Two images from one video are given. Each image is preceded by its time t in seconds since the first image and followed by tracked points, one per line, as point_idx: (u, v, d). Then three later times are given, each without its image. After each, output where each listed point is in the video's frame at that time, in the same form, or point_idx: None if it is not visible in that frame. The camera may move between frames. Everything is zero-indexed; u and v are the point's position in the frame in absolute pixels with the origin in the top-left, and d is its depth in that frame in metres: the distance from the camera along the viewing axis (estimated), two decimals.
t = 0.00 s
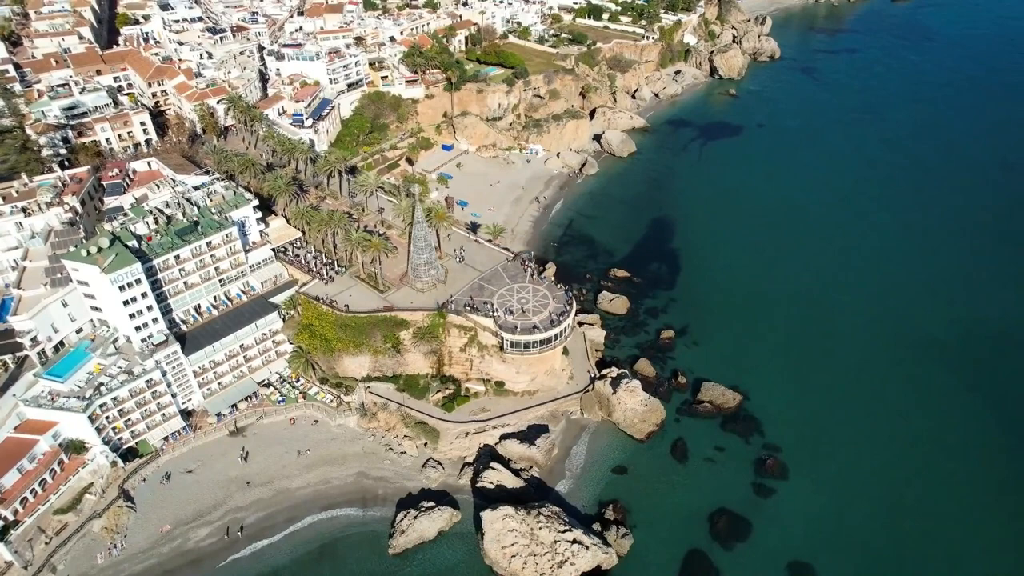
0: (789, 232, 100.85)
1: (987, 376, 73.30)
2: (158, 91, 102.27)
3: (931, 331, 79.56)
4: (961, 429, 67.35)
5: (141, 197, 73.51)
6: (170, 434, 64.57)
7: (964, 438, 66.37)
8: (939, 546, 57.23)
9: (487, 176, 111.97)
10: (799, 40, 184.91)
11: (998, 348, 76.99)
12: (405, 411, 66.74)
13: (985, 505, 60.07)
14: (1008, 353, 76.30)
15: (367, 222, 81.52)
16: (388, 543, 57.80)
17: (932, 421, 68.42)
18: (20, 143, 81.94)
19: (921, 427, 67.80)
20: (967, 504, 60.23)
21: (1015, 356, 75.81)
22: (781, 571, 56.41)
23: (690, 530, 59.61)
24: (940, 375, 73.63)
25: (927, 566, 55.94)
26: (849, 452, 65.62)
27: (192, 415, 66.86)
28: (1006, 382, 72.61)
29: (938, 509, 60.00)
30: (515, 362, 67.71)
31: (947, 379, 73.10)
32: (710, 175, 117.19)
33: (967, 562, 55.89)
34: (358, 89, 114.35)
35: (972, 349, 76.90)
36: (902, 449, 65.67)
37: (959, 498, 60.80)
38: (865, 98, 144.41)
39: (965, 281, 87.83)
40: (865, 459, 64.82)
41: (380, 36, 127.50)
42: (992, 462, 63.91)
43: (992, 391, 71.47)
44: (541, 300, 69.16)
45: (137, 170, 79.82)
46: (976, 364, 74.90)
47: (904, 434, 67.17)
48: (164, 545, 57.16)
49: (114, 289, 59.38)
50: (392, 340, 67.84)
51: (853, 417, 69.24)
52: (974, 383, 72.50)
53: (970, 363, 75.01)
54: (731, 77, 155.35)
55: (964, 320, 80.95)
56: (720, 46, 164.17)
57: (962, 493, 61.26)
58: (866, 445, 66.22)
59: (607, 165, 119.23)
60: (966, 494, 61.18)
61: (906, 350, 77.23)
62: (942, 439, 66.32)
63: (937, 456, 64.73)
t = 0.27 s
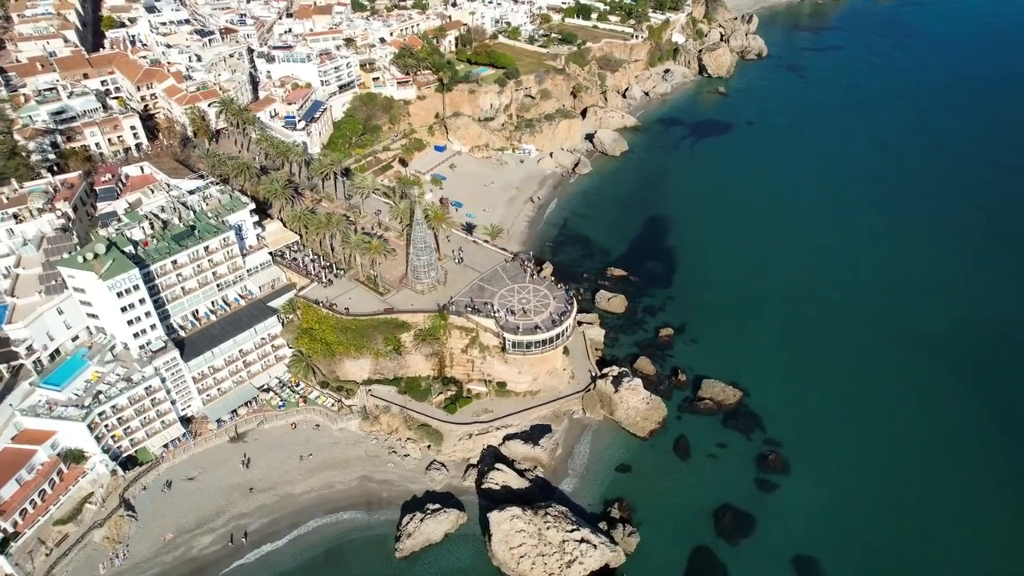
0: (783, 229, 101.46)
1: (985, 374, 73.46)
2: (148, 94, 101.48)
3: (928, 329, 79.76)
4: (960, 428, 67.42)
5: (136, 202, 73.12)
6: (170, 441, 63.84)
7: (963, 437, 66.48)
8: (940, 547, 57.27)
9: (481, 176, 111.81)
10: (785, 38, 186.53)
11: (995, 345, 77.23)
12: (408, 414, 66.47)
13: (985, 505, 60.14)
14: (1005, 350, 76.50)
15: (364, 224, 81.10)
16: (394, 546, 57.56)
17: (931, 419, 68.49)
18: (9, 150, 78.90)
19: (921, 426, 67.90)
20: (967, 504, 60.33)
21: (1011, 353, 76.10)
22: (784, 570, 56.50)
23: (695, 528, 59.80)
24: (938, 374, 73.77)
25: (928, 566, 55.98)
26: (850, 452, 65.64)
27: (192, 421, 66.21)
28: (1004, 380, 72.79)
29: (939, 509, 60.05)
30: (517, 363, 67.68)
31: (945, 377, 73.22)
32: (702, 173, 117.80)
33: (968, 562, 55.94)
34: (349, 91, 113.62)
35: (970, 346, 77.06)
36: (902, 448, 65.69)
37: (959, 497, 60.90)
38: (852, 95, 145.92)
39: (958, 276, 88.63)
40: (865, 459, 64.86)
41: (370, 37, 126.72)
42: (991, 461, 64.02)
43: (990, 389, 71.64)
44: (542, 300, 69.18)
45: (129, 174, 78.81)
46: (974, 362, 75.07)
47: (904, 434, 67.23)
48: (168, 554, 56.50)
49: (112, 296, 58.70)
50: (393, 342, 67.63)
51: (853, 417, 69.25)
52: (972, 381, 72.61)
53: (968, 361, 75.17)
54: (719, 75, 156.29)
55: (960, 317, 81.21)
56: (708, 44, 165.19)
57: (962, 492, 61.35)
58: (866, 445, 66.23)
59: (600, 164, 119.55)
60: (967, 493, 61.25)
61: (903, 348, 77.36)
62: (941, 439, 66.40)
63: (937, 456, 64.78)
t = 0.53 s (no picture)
0: (776, 227, 102.04)
1: (983, 372, 73.65)
2: (137, 97, 100.26)
3: (925, 327, 79.96)
4: (960, 426, 67.51)
5: (130, 207, 72.24)
6: (170, 448, 63.13)
7: (963, 435, 66.59)
8: (941, 546, 57.28)
9: (475, 177, 111.65)
10: (771, 36, 188.15)
11: (992, 342, 77.49)
12: (411, 416, 66.21)
13: (986, 504, 60.20)
14: (1003, 347, 76.74)
15: (361, 226, 80.70)
16: (401, 550, 57.30)
17: (931, 418, 68.58)
18: None
19: (920, 424, 67.98)
20: (968, 503, 60.35)
21: (1008, 350, 76.36)
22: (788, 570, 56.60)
23: (699, 525, 59.99)
24: (937, 372, 73.92)
25: (930, 566, 55.99)
26: (851, 452, 65.68)
27: (192, 428, 65.48)
28: (1002, 377, 72.97)
29: (940, 508, 60.10)
30: (519, 363, 67.66)
31: (944, 376, 73.35)
32: (695, 171, 118.42)
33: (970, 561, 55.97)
34: (341, 93, 112.91)
35: (967, 344, 77.18)
36: (903, 448, 65.70)
37: (960, 496, 60.96)
38: (839, 92, 147.26)
39: (952, 271, 89.29)
40: (866, 459, 64.88)
41: (360, 38, 125.90)
42: (990, 459, 64.14)
43: (989, 386, 71.80)
44: (543, 300, 69.13)
45: (122, 179, 77.87)
46: (972, 360, 75.24)
47: (903, 432, 67.31)
48: (171, 562, 55.83)
49: (110, 302, 57.99)
50: (394, 345, 67.33)
51: (853, 416, 69.30)
52: (970, 379, 72.74)
53: (965, 359, 75.35)
54: (708, 73, 157.25)
55: (957, 315, 81.46)
56: (697, 43, 166.17)
57: (962, 491, 61.44)
58: (867, 444, 66.23)
59: (593, 164, 119.86)
60: (967, 492, 61.35)
61: (901, 347, 77.52)
62: (941, 437, 66.47)
63: (937, 455, 64.84)
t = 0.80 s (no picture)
0: (771, 224, 102.53)
1: (981, 370, 73.78)
2: (125, 101, 99.01)
3: (924, 325, 80.10)
4: (960, 425, 67.56)
5: (124, 212, 71.50)
6: (170, 455, 62.43)
7: (963, 433, 66.69)
8: (943, 546, 57.29)
9: (469, 178, 111.45)
10: (758, 34, 189.62)
11: (990, 339, 77.61)
12: (413, 419, 66.02)
13: (986, 502, 60.29)
14: (1000, 345, 76.88)
15: (358, 229, 80.27)
16: (408, 553, 57.13)
17: (931, 417, 68.67)
18: None
19: (920, 423, 68.06)
20: (969, 504, 60.26)
21: (1006, 347, 76.55)
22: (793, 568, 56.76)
23: (704, 522, 60.26)
24: (936, 371, 74.00)
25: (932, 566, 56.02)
26: (853, 452, 65.69)
27: (192, 434, 64.81)
28: (1001, 375, 73.10)
29: (941, 507, 60.16)
30: (521, 363, 67.59)
31: (943, 374, 73.44)
32: (687, 169, 119.01)
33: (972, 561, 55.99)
34: (332, 94, 112.21)
35: (966, 343, 77.22)
36: (903, 447, 65.73)
37: (961, 495, 61.02)
38: (827, 88, 148.57)
39: (946, 267, 89.87)
40: (867, 458, 64.93)
41: (350, 39, 124.97)
42: (990, 457, 64.20)
43: (988, 385, 71.88)
44: (544, 299, 69.02)
45: (115, 184, 76.94)
46: (971, 358, 75.31)
47: (903, 431, 67.43)
48: (175, 571, 55.15)
49: (109, 309, 57.21)
50: (396, 347, 67.09)
51: (854, 416, 69.37)
52: (969, 377, 72.79)
53: (964, 357, 75.45)
54: (697, 72, 158.21)
55: (954, 312, 81.65)
56: (685, 42, 166.98)
57: (963, 490, 61.52)
58: (868, 444, 66.26)
59: (586, 163, 120.13)
60: (968, 491, 61.39)
61: (899, 345, 77.66)
62: (940, 437, 66.57)
63: (938, 454, 64.90)
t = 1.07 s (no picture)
0: (765, 222, 102.99)
1: (977, 370, 73.92)
2: (114, 105, 97.89)
3: (920, 323, 80.31)
4: (957, 424, 67.72)
5: (119, 217, 70.64)
6: (171, 463, 61.68)
7: (959, 432, 66.82)
8: (940, 545, 57.38)
9: (463, 178, 111.18)
10: (744, 32, 191.02)
11: (985, 338, 77.83)
12: (416, 421, 65.81)
13: (983, 501, 60.41)
14: (996, 344, 77.07)
15: (355, 231, 79.80)
16: (415, 556, 56.94)
17: (927, 416, 68.84)
18: None
19: (917, 422, 68.19)
20: (967, 503, 60.37)
21: (1001, 346, 76.75)
22: (794, 566, 56.94)
23: (708, 519, 60.51)
24: (932, 370, 74.20)
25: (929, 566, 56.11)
26: (851, 450, 65.82)
27: (192, 441, 64.12)
28: (996, 374, 73.31)
29: (937, 507, 60.27)
30: (523, 363, 67.56)
31: (939, 373, 73.63)
32: (680, 167, 119.52)
33: (969, 561, 56.08)
34: (324, 97, 111.53)
35: (962, 342, 77.40)
36: (900, 446, 65.88)
37: (957, 494, 61.15)
38: (814, 86, 149.97)
39: (940, 265, 90.32)
40: (865, 457, 65.06)
41: (340, 41, 124.14)
42: (988, 457, 64.28)
43: (984, 384, 72.07)
44: (545, 299, 68.98)
45: (108, 189, 75.94)
46: (966, 357, 75.48)
47: (900, 429, 67.60)
48: None
49: (108, 315, 56.57)
50: (397, 349, 66.84)
51: (851, 414, 69.52)
52: (965, 376, 73.00)
53: (960, 356, 75.62)
54: (686, 70, 159.13)
55: (949, 311, 81.94)
56: (674, 41, 167.78)
57: (959, 489, 61.66)
58: (867, 442, 66.42)
59: (579, 162, 120.36)
60: (965, 490, 61.50)
61: (895, 344, 77.86)
62: (937, 435, 66.67)
63: (935, 452, 65.06)
